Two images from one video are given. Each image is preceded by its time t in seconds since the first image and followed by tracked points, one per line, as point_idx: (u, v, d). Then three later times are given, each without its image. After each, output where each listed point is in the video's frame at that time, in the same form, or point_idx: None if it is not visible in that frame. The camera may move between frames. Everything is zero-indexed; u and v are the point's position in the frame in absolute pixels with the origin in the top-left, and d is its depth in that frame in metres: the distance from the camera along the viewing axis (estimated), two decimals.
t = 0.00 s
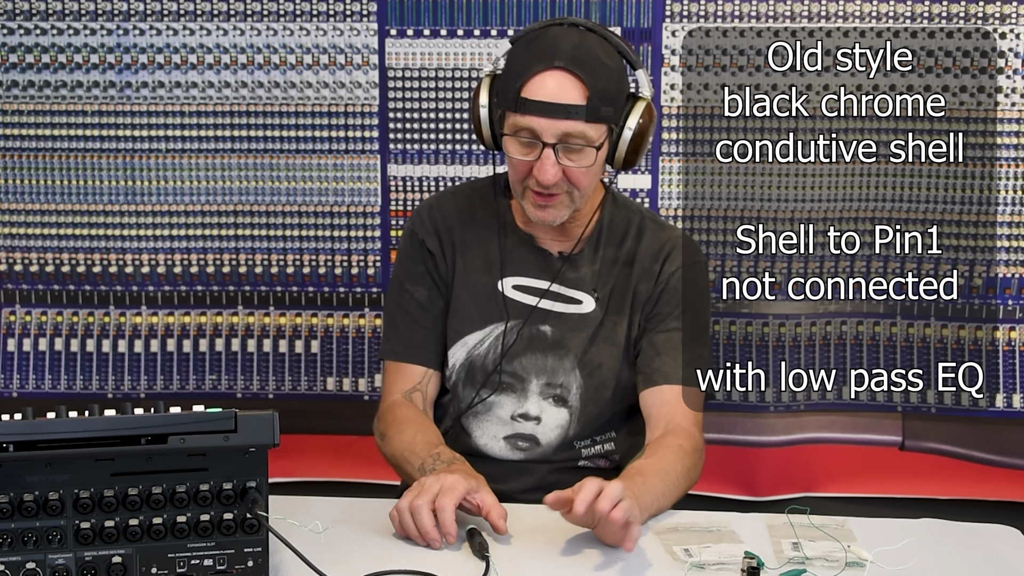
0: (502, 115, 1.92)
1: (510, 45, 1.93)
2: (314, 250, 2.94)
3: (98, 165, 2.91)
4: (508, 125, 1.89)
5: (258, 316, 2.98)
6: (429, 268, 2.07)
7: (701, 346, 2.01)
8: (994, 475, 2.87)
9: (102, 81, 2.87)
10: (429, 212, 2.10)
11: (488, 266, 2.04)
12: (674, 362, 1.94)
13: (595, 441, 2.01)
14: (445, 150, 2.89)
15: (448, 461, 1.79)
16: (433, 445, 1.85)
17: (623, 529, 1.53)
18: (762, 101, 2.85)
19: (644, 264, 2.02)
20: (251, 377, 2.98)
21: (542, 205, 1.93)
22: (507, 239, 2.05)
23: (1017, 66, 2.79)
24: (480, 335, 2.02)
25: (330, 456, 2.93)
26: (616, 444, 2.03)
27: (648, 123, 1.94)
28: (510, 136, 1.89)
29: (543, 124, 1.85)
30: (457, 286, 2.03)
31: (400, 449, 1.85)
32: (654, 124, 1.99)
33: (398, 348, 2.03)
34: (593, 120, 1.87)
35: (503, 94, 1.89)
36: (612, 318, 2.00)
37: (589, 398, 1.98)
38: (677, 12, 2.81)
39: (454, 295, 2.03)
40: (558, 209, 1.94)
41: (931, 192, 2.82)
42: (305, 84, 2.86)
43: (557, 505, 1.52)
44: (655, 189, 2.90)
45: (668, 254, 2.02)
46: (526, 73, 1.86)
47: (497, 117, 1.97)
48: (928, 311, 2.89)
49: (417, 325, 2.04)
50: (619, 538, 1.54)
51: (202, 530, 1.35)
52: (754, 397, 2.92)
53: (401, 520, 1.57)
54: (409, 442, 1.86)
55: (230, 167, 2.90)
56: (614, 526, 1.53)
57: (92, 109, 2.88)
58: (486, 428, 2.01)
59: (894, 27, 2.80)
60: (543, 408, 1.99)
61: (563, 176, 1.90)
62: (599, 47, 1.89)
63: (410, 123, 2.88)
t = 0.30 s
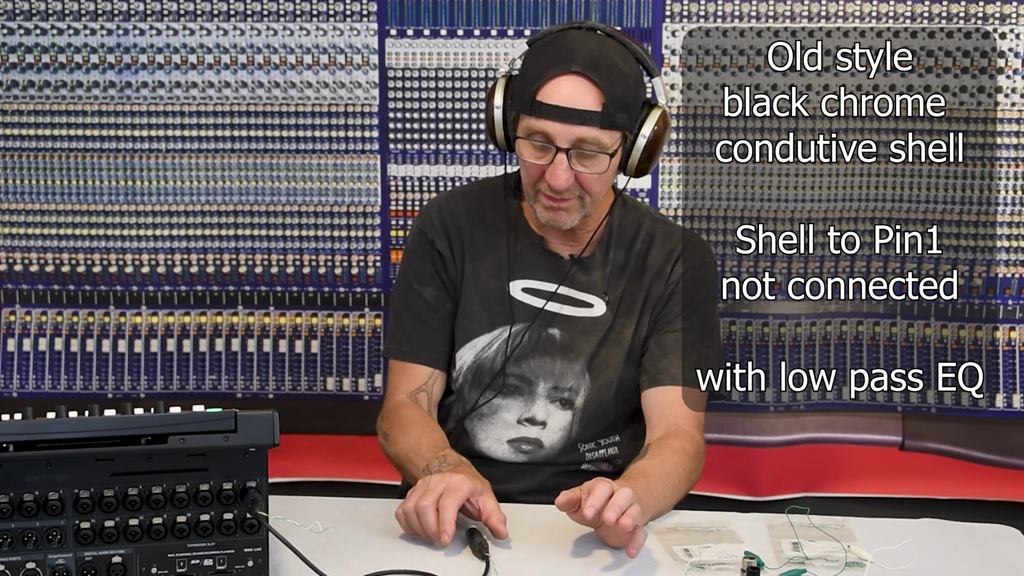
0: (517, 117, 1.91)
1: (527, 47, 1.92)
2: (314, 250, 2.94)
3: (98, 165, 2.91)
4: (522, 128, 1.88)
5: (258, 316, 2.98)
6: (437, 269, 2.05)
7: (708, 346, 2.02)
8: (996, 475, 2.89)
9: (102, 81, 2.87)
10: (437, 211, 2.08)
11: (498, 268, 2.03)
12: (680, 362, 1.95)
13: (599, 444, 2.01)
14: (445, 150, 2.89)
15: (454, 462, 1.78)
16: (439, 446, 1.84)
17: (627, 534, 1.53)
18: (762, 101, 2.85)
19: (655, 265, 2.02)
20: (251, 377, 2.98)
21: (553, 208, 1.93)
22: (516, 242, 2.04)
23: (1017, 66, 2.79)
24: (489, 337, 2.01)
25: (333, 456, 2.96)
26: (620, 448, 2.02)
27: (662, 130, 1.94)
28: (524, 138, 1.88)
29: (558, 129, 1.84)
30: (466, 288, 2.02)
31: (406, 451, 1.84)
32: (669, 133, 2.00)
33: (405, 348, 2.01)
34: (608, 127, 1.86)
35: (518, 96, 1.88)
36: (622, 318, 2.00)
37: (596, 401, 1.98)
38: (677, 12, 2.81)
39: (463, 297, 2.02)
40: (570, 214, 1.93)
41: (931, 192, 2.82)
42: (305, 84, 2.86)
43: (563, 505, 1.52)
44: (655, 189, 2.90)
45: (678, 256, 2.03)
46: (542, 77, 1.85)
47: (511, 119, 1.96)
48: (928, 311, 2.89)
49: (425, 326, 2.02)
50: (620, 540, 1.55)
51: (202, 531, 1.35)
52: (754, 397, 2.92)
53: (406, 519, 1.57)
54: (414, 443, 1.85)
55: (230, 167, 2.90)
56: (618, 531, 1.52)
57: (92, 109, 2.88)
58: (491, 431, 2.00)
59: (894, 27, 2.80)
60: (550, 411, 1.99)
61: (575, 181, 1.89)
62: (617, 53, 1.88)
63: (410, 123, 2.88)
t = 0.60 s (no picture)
0: (523, 118, 1.91)
1: (534, 48, 1.92)
2: (314, 250, 2.94)
3: (99, 165, 2.91)
4: (529, 129, 1.88)
5: (258, 316, 2.98)
6: (441, 270, 2.05)
7: (709, 347, 2.02)
8: (996, 475, 2.89)
9: (102, 81, 2.87)
10: (440, 213, 2.08)
11: (501, 269, 2.03)
12: (681, 363, 1.95)
13: (599, 445, 2.01)
14: (445, 150, 2.89)
15: (458, 465, 1.77)
16: (444, 450, 1.84)
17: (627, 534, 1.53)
18: (762, 101, 2.85)
19: (657, 267, 2.02)
20: (251, 377, 2.98)
21: (558, 211, 1.93)
22: (519, 243, 2.04)
23: (1017, 66, 2.79)
24: (492, 338, 2.01)
25: (333, 456, 2.96)
26: (621, 448, 2.02)
27: (666, 133, 1.95)
28: (530, 139, 1.88)
29: (564, 130, 1.84)
30: (470, 289, 2.02)
31: (410, 454, 1.83)
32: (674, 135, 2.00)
33: (409, 348, 2.01)
34: (615, 129, 1.86)
35: (525, 97, 1.88)
36: (623, 320, 2.00)
37: (597, 402, 1.98)
38: (677, 12, 2.81)
39: (467, 298, 2.02)
40: (574, 215, 1.94)
41: (930, 192, 2.82)
42: (305, 84, 2.86)
43: (561, 507, 1.51)
44: (655, 189, 2.90)
45: (679, 257, 2.03)
46: (550, 78, 1.85)
47: (517, 119, 1.95)
48: (928, 311, 2.89)
49: (429, 326, 2.02)
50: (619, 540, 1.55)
51: (202, 530, 1.35)
52: (754, 397, 2.92)
53: (414, 528, 1.57)
54: (418, 446, 1.84)
55: (230, 167, 2.90)
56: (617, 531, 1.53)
57: (92, 109, 2.88)
58: (492, 432, 2.00)
59: (894, 27, 2.80)
60: (551, 413, 1.99)
61: (581, 183, 1.89)
62: (625, 55, 1.89)
63: (410, 123, 2.88)
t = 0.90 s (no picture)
0: (523, 117, 1.91)
1: (534, 48, 1.92)
2: (314, 250, 2.94)
3: (98, 165, 2.91)
4: (529, 129, 1.88)
5: (258, 316, 2.98)
6: (441, 270, 2.05)
7: (709, 347, 2.02)
8: (996, 475, 2.89)
9: (102, 81, 2.87)
10: (440, 213, 2.08)
11: (501, 270, 2.03)
12: (680, 363, 1.95)
13: (599, 445, 2.00)
14: (445, 150, 2.89)
15: (458, 466, 1.77)
16: (444, 450, 1.84)
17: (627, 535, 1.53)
18: (762, 101, 2.85)
19: (657, 267, 2.02)
20: (251, 377, 2.98)
21: (558, 211, 1.93)
22: (519, 244, 2.04)
23: (1017, 66, 2.79)
24: (492, 339, 2.01)
25: (333, 455, 2.96)
26: (620, 448, 2.02)
27: (666, 132, 1.95)
28: (530, 139, 1.88)
29: (564, 129, 1.84)
30: (470, 290, 2.02)
31: (411, 456, 1.83)
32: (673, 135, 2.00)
33: (410, 349, 2.01)
34: (615, 129, 1.86)
35: (525, 97, 1.88)
36: (623, 320, 2.00)
37: (597, 402, 1.98)
38: (677, 12, 2.81)
39: (467, 299, 2.02)
40: (574, 215, 1.94)
41: (930, 192, 2.83)
42: (305, 84, 2.86)
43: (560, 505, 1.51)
44: (655, 189, 2.90)
45: (679, 257, 2.03)
46: (550, 78, 1.85)
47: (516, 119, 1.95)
48: (928, 311, 2.89)
49: (429, 327, 2.02)
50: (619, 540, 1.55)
51: (202, 530, 1.35)
52: (754, 397, 2.92)
53: (415, 531, 1.57)
54: (418, 447, 1.84)
55: (230, 167, 2.90)
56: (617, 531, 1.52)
57: (92, 109, 2.88)
58: (492, 432, 2.00)
59: (894, 27, 2.80)
60: (551, 414, 1.99)
61: (581, 182, 1.89)
62: (625, 55, 1.89)
63: (410, 123, 2.88)
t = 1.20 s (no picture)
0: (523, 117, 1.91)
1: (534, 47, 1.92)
2: (314, 250, 2.94)
3: (98, 165, 2.91)
4: (529, 127, 1.88)
5: (258, 316, 2.98)
6: (441, 271, 2.05)
7: (709, 347, 2.02)
8: (996, 475, 2.89)
9: (102, 81, 2.87)
10: (439, 214, 2.08)
11: (501, 270, 2.03)
12: (680, 363, 1.95)
13: (599, 445, 2.00)
14: (445, 150, 2.89)
15: (458, 467, 1.77)
16: (444, 450, 1.84)
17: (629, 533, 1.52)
18: (762, 101, 2.85)
19: (656, 267, 2.02)
20: (251, 377, 2.98)
21: (558, 209, 1.93)
22: (519, 245, 2.04)
23: (1017, 66, 2.79)
24: (492, 340, 2.01)
25: (333, 455, 2.96)
26: (620, 448, 2.02)
27: (666, 132, 1.94)
28: (530, 137, 1.88)
29: (565, 128, 1.84)
30: (470, 291, 2.02)
31: (411, 456, 1.83)
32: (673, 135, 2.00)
33: (410, 349, 2.01)
34: (615, 127, 1.86)
35: (525, 95, 1.88)
36: (623, 320, 2.00)
37: (597, 402, 1.98)
38: (677, 12, 2.81)
39: (466, 299, 2.02)
40: (574, 213, 1.93)
41: (930, 192, 2.83)
42: (305, 84, 2.86)
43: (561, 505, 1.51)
44: (655, 190, 2.90)
45: (678, 257, 2.03)
46: (550, 76, 1.85)
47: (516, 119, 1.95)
48: (928, 311, 2.89)
49: (430, 327, 2.02)
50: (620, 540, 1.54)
51: (202, 530, 1.35)
52: (754, 397, 2.92)
53: (416, 532, 1.57)
54: (419, 448, 1.84)
55: (230, 167, 2.90)
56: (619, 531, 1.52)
57: (92, 109, 2.88)
58: (493, 432, 2.00)
59: (894, 27, 2.80)
60: (551, 414, 1.99)
61: (581, 181, 1.89)
62: (625, 54, 1.89)
63: (410, 123, 2.88)
